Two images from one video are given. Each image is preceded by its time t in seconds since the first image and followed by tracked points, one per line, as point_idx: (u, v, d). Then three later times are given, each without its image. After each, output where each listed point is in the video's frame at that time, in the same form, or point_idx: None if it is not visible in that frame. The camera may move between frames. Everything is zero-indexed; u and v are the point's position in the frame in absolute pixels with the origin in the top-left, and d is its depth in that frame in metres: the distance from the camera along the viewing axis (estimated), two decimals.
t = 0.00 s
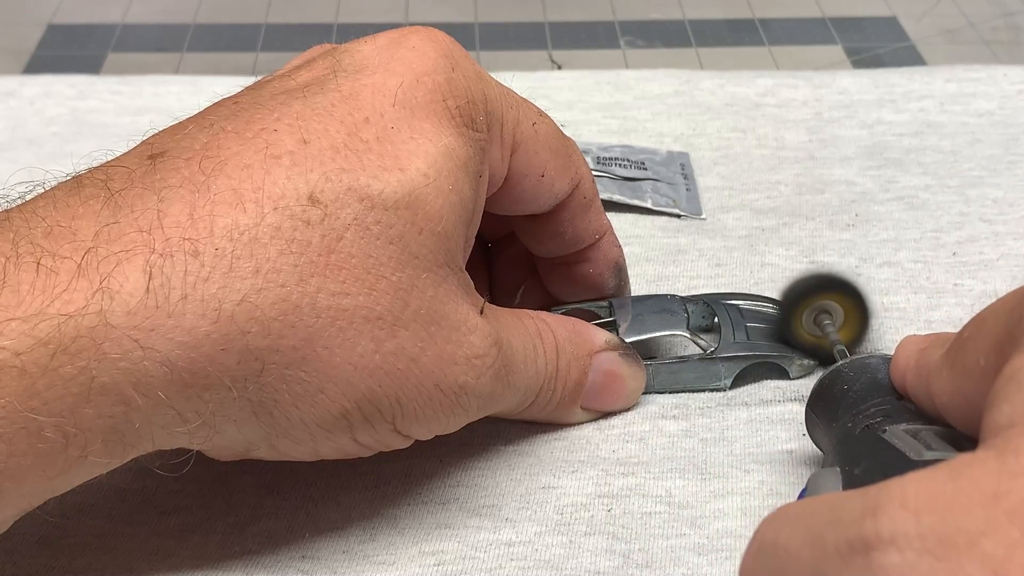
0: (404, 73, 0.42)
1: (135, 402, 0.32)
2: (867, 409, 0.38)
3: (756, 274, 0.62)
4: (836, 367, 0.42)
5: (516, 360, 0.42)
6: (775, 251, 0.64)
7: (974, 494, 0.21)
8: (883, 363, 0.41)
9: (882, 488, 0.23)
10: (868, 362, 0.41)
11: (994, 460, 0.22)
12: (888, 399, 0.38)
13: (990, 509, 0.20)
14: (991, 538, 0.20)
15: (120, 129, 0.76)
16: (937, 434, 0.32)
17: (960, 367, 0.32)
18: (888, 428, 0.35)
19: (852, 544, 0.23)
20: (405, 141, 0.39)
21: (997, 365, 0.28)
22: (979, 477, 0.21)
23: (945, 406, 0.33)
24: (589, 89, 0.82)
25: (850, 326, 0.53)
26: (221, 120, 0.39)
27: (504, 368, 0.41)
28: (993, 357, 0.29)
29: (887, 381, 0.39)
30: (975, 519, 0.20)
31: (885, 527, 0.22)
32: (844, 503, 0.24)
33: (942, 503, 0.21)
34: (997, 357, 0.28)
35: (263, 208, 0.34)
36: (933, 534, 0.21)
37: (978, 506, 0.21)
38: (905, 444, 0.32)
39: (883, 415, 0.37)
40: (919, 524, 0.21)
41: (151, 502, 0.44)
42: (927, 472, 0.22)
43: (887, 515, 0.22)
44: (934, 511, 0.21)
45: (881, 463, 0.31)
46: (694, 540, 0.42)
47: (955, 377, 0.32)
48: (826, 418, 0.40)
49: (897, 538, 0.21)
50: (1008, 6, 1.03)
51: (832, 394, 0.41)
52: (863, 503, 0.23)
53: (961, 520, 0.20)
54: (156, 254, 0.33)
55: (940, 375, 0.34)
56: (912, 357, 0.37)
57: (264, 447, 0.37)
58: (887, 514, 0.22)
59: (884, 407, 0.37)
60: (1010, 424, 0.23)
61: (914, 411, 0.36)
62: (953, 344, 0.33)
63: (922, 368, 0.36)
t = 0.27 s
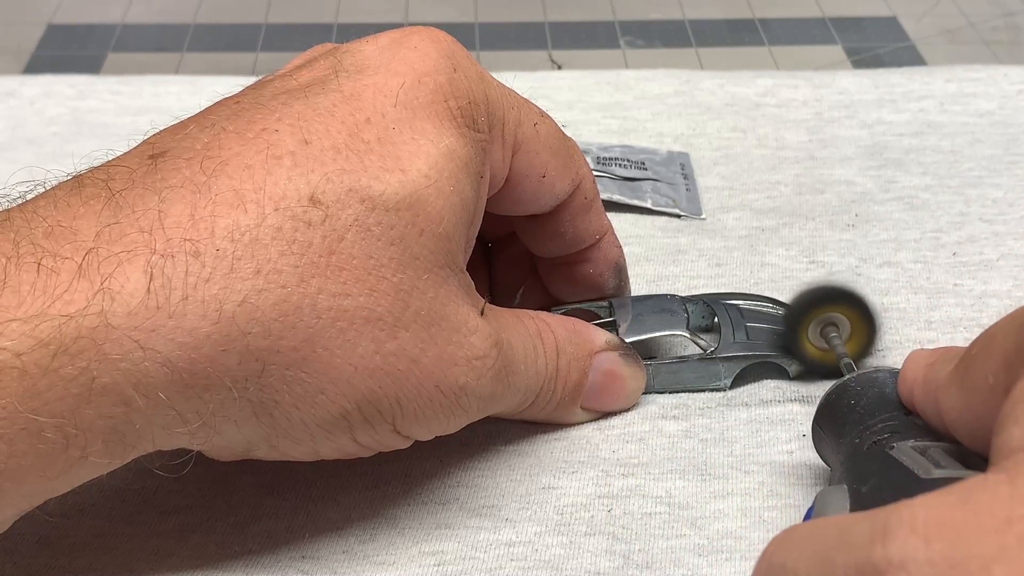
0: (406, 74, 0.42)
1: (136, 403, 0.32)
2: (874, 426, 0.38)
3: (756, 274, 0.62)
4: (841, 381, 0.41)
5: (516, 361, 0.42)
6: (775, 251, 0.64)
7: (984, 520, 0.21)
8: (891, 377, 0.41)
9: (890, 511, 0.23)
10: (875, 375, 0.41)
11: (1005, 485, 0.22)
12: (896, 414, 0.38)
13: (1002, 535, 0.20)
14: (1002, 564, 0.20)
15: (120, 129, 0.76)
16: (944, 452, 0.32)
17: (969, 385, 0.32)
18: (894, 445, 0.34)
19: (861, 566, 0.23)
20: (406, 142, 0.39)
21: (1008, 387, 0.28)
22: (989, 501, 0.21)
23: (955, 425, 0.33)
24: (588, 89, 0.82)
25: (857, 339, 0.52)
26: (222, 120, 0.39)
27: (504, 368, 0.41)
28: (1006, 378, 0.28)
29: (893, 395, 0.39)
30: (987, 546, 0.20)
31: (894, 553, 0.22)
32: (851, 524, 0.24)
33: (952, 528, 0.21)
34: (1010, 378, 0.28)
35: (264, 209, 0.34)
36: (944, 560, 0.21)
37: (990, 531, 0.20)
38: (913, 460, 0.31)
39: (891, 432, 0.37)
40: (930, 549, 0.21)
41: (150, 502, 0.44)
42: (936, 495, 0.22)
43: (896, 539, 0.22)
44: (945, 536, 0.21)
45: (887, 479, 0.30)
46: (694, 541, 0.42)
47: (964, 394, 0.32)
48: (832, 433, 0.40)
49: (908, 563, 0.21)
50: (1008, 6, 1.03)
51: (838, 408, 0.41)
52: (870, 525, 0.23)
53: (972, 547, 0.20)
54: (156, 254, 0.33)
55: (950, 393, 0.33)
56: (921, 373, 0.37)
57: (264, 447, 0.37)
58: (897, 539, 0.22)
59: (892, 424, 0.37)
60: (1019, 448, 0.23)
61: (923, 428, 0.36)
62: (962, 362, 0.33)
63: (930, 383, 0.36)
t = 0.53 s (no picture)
0: (406, 74, 0.42)
1: (136, 403, 0.32)
2: (823, 422, 0.36)
3: (755, 273, 0.62)
4: (791, 378, 0.40)
5: (516, 362, 0.42)
6: (775, 251, 0.64)
7: (933, 531, 0.21)
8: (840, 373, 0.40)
9: (838, 520, 0.23)
10: (825, 373, 0.40)
11: (954, 493, 0.21)
12: (845, 410, 0.36)
13: (951, 547, 0.20)
14: None
15: (121, 128, 0.76)
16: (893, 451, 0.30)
17: (919, 384, 0.31)
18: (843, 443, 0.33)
19: None
20: (406, 142, 0.39)
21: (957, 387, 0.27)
22: (937, 511, 0.21)
23: (902, 424, 0.32)
24: (589, 89, 0.82)
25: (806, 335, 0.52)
26: (222, 120, 0.39)
27: (504, 368, 0.41)
28: (956, 374, 0.27)
29: (842, 391, 0.38)
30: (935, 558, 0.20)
31: (840, 562, 0.22)
32: (800, 533, 0.24)
33: (898, 539, 0.21)
34: (958, 379, 0.27)
35: (264, 209, 0.34)
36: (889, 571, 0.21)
37: (940, 543, 0.20)
38: (859, 458, 0.30)
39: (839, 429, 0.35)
40: (876, 559, 0.21)
41: (151, 502, 0.44)
42: (886, 505, 0.22)
43: (843, 549, 0.22)
44: (891, 547, 0.21)
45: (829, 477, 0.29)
46: (694, 541, 0.42)
47: (914, 394, 0.31)
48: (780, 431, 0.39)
49: (851, 573, 0.21)
50: (1008, 6, 1.03)
51: (788, 405, 0.39)
52: (817, 534, 0.23)
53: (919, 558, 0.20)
54: (157, 254, 0.33)
55: (899, 393, 0.32)
56: (870, 371, 0.36)
57: (265, 447, 0.37)
58: (844, 549, 0.22)
59: (840, 421, 0.36)
60: (970, 454, 0.22)
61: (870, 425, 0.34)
62: (912, 359, 0.32)
63: (878, 380, 0.34)
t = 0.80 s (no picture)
0: (405, 74, 0.42)
1: (135, 403, 0.32)
2: (795, 418, 0.35)
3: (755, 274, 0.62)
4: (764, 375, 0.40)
5: (515, 362, 0.42)
6: (774, 251, 0.64)
7: (890, 525, 0.20)
8: (813, 368, 0.39)
9: (799, 516, 0.22)
10: (798, 367, 0.39)
11: (911, 488, 0.21)
12: (816, 406, 0.35)
13: (909, 540, 0.20)
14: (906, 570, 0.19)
15: (120, 128, 0.76)
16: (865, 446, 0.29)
17: (886, 379, 0.30)
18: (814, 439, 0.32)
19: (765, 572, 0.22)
20: (405, 142, 0.39)
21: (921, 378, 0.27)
22: (892, 506, 0.21)
23: (872, 420, 0.31)
24: (589, 89, 0.82)
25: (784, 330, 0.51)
26: (221, 120, 0.39)
27: (503, 369, 0.41)
28: (922, 370, 0.27)
29: (815, 387, 0.37)
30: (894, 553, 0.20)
31: (798, 558, 0.21)
32: (757, 529, 0.23)
33: (856, 534, 0.20)
34: (922, 372, 0.27)
35: (263, 209, 0.34)
36: (846, 566, 0.20)
37: (896, 537, 0.20)
38: (832, 457, 0.29)
39: (812, 424, 0.34)
40: (835, 554, 0.20)
41: (150, 502, 0.44)
42: (841, 500, 0.22)
43: (802, 546, 0.21)
44: (850, 542, 0.20)
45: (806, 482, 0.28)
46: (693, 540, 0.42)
47: (882, 390, 0.31)
48: (753, 426, 0.38)
49: (810, 569, 0.21)
50: (1008, 5, 1.03)
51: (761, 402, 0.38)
52: (777, 531, 0.22)
53: (876, 553, 0.20)
54: (155, 254, 0.33)
55: (869, 390, 0.32)
56: (841, 366, 0.35)
57: (264, 447, 0.37)
58: (802, 545, 0.21)
59: (812, 416, 0.35)
60: (925, 449, 0.22)
61: (842, 420, 0.33)
62: (881, 354, 0.32)
63: (848, 374, 0.34)
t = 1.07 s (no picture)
0: (405, 74, 0.42)
1: (136, 403, 0.32)
2: (857, 425, 0.36)
3: (755, 273, 0.62)
4: (825, 381, 0.41)
5: (515, 362, 0.42)
6: (775, 251, 0.64)
7: (959, 523, 0.20)
8: (875, 377, 0.40)
9: (863, 512, 0.22)
10: (859, 375, 0.40)
11: (981, 486, 0.21)
12: (878, 413, 0.37)
13: (976, 539, 0.20)
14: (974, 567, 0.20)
15: (121, 129, 0.76)
16: (927, 453, 0.30)
17: (951, 385, 0.31)
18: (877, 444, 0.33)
19: (831, 568, 0.22)
20: (406, 143, 0.39)
21: (988, 382, 0.27)
22: (962, 503, 0.21)
23: (935, 424, 0.32)
24: (589, 89, 0.82)
25: (844, 340, 0.52)
26: (222, 121, 0.39)
27: (504, 369, 0.41)
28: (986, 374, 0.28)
29: (877, 395, 0.38)
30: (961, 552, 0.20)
31: (865, 555, 0.21)
32: (823, 524, 0.24)
33: (927, 531, 0.21)
34: (987, 377, 0.27)
35: (264, 209, 0.35)
36: (917, 563, 0.20)
37: (967, 535, 0.20)
38: (894, 461, 0.30)
39: (873, 430, 0.35)
40: (903, 551, 0.21)
41: (151, 502, 0.44)
42: (910, 496, 0.22)
43: (867, 542, 0.22)
44: (919, 538, 0.21)
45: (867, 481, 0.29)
46: (694, 540, 0.42)
47: (945, 395, 0.31)
48: (814, 430, 0.39)
49: (879, 565, 0.21)
50: (1008, 5, 1.03)
51: (821, 407, 0.40)
52: (843, 526, 0.23)
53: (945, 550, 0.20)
54: (156, 255, 0.33)
55: (930, 397, 0.32)
56: (903, 374, 0.35)
57: (265, 447, 0.37)
58: (869, 542, 0.22)
59: (874, 423, 0.36)
60: (996, 448, 0.22)
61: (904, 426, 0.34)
62: (945, 361, 0.32)
63: (912, 380, 0.34)
